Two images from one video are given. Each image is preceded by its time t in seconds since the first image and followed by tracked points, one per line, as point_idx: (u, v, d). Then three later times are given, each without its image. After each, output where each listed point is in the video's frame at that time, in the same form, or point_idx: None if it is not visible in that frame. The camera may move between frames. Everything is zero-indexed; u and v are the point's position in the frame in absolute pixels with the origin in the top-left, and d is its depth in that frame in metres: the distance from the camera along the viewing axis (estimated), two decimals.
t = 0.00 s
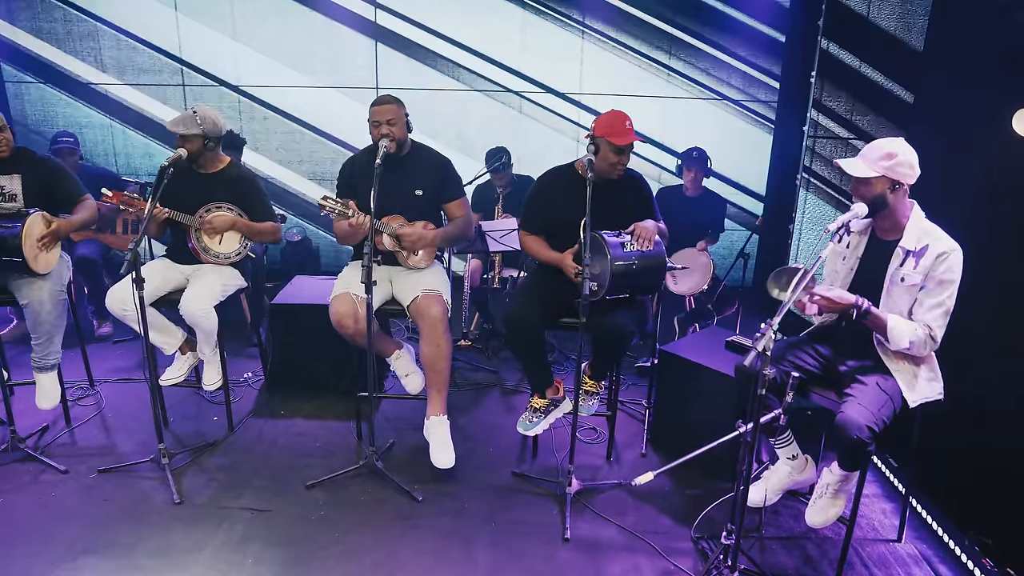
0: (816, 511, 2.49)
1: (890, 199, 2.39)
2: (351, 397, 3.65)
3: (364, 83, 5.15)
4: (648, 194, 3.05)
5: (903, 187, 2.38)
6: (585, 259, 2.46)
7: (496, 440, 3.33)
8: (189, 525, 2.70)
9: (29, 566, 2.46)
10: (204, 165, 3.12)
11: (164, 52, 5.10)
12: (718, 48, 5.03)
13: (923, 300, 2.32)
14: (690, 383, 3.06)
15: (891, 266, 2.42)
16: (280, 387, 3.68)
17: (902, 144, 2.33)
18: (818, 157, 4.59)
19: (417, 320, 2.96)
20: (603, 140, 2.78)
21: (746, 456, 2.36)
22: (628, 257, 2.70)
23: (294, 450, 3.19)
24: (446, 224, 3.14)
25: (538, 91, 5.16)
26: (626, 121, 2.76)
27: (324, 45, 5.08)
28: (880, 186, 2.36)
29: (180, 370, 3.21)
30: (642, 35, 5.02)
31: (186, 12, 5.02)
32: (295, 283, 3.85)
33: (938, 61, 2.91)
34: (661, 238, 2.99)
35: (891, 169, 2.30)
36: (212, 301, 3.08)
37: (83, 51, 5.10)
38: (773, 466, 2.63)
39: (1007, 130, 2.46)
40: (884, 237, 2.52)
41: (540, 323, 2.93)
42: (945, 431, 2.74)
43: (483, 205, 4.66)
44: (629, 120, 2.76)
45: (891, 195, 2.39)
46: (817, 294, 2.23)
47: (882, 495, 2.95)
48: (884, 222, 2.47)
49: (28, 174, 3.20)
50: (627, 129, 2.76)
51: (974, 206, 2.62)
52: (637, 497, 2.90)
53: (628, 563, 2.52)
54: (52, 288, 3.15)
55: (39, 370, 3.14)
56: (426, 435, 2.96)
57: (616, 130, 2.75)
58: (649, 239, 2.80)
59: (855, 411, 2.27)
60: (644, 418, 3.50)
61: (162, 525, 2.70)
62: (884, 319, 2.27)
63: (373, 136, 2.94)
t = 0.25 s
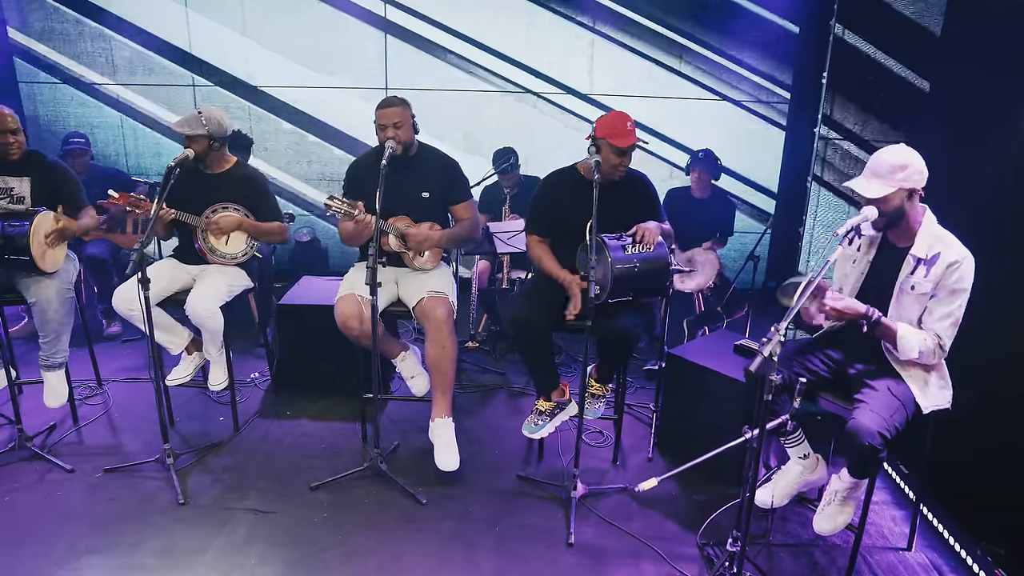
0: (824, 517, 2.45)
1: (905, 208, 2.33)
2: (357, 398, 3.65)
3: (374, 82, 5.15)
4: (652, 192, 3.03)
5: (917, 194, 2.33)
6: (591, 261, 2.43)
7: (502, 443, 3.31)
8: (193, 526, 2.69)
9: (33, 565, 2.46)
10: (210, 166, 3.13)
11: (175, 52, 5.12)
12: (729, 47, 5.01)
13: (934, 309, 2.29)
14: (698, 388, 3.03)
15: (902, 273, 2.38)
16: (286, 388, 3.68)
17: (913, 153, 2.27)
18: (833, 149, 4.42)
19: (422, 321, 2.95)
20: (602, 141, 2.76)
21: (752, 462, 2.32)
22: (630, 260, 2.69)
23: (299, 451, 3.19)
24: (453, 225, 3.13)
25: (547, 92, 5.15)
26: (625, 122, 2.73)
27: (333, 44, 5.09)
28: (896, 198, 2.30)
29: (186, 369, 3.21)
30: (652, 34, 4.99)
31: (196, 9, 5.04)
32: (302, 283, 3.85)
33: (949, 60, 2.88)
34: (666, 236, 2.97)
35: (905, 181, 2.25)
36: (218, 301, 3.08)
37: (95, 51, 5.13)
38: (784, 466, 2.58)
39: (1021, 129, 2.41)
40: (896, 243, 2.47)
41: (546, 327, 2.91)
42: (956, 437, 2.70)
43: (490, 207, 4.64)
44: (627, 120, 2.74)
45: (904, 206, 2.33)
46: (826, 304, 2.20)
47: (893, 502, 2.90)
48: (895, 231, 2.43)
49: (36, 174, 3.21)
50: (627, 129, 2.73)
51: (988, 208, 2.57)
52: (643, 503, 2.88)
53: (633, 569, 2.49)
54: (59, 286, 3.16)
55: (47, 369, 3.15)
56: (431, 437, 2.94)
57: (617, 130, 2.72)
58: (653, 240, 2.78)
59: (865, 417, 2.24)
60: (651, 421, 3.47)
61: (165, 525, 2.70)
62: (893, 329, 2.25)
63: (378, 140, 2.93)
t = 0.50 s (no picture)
0: (829, 526, 2.41)
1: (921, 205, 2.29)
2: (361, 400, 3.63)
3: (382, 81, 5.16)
4: (661, 197, 3.00)
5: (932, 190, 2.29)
6: (594, 264, 2.40)
7: (505, 445, 3.28)
8: (193, 526, 2.69)
9: (33, 565, 2.46)
10: (215, 166, 3.13)
11: (183, 51, 5.14)
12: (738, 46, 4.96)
13: (939, 310, 2.23)
14: (702, 393, 3.00)
15: (909, 272, 2.34)
16: (290, 388, 3.67)
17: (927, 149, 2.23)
18: (843, 152, 3.80)
19: (425, 324, 2.93)
20: (604, 143, 2.74)
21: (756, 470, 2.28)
22: (635, 262, 2.65)
23: (301, 452, 3.18)
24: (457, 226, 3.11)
25: (554, 93, 5.14)
26: (626, 122, 2.70)
27: (340, 43, 5.11)
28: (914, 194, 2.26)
29: (189, 370, 3.20)
30: (659, 34, 4.96)
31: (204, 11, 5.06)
32: (307, 284, 3.84)
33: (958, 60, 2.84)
34: (672, 241, 2.93)
35: (921, 177, 2.21)
36: (221, 302, 3.08)
37: (105, 52, 5.17)
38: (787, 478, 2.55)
39: None
40: (903, 243, 2.44)
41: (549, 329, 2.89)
42: (964, 443, 2.66)
43: (496, 208, 4.62)
44: (628, 120, 2.71)
45: (922, 203, 2.29)
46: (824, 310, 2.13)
47: (901, 510, 2.86)
48: (905, 230, 2.38)
49: (42, 173, 3.22)
50: (627, 129, 2.70)
51: (999, 209, 2.51)
52: (646, 507, 2.85)
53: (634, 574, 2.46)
54: (64, 287, 3.16)
55: (51, 368, 3.16)
56: (433, 439, 2.92)
57: (617, 130, 2.70)
58: (658, 244, 2.75)
59: (870, 424, 2.20)
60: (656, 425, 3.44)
61: (166, 526, 2.69)
62: (893, 332, 2.19)
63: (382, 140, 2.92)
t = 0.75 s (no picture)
0: (834, 532, 2.38)
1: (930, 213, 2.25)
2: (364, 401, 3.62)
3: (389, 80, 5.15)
4: (668, 199, 2.97)
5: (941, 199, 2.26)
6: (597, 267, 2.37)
7: (508, 448, 3.26)
8: (193, 527, 2.68)
9: (31, 564, 2.45)
10: (218, 165, 3.12)
11: (190, 48, 5.15)
12: (746, 46, 4.93)
13: (946, 319, 2.19)
14: (707, 396, 2.96)
15: (918, 280, 2.30)
16: (293, 389, 3.66)
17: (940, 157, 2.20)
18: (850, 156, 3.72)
19: (428, 325, 2.91)
20: (614, 144, 2.69)
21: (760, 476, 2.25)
22: (639, 267, 2.61)
23: (302, 453, 3.16)
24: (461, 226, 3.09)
25: (561, 92, 5.12)
26: (637, 125, 2.67)
27: (347, 42, 5.11)
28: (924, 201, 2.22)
29: (192, 369, 3.21)
30: (665, 33, 4.93)
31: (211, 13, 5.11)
32: (311, 284, 3.84)
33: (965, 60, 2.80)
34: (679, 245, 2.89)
35: (934, 185, 2.18)
36: (223, 301, 3.07)
37: (112, 52, 5.19)
38: (794, 479, 2.51)
39: None
40: (911, 249, 2.40)
41: (553, 331, 2.86)
42: (971, 448, 2.62)
43: (501, 209, 4.60)
44: (641, 125, 2.68)
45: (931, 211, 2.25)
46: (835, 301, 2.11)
47: (908, 516, 2.82)
48: (913, 238, 2.35)
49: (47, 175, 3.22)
50: (638, 134, 2.68)
51: (1008, 213, 2.47)
52: (649, 512, 2.81)
53: None
54: (65, 286, 3.16)
55: (54, 366, 3.15)
56: (435, 441, 2.90)
57: (629, 134, 2.67)
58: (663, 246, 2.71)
59: (876, 429, 2.16)
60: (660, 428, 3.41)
61: (166, 526, 2.69)
62: (897, 337, 2.16)
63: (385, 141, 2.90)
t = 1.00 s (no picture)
0: (837, 540, 2.34)
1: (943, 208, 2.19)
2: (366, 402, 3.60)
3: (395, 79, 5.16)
4: (674, 199, 2.93)
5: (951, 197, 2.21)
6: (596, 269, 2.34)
7: (510, 450, 3.24)
8: (192, 528, 2.67)
9: (30, 563, 2.45)
10: (220, 164, 3.11)
11: (197, 47, 5.18)
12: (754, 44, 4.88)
13: (949, 316, 2.15)
14: (710, 400, 2.93)
15: (923, 277, 2.26)
16: (295, 389, 3.65)
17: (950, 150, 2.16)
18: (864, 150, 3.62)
19: (428, 326, 2.90)
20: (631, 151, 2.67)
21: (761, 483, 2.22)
22: (641, 267, 2.60)
23: (303, 454, 3.15)
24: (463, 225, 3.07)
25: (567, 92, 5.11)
26: (655, 133, 2.65)
27: (354, 41, 5.12)
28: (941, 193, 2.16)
29: (194, 368, 3.21)
30: (672, 33, 4.91)
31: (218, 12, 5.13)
32: (315, 284, 3.83)
33: (972, 58, 2.78)
34: (683, 247, 2.86)
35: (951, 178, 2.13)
36: (225, 301, 3.06)
37: (119, 51, 5.23)
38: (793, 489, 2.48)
39: None
40: (918, 248, 2.35)
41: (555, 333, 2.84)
42: (977, 453, 2.57)
43: (507, 207, 4.63)
44: (658, 131, 2.66)
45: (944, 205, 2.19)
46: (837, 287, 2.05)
47: (915, 523, 2.77)
48: (920, 236, 2.29)
49: (50, 173, 3.22)
50: (656, 141, 2.66)
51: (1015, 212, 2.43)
52: (651, 517, 2.78)
53: None
54: (68, 286, 3.16)
55: (57, 365, 3.15)
56: (436, 443, 2.88)
57: (646, 142, 2.65)
58: (666, 250, 2.67)
59: (878, 436, 2.13)
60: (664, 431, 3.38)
61: (165, 526, 2.68)
62: (906, 323, 2.10)
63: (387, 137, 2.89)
